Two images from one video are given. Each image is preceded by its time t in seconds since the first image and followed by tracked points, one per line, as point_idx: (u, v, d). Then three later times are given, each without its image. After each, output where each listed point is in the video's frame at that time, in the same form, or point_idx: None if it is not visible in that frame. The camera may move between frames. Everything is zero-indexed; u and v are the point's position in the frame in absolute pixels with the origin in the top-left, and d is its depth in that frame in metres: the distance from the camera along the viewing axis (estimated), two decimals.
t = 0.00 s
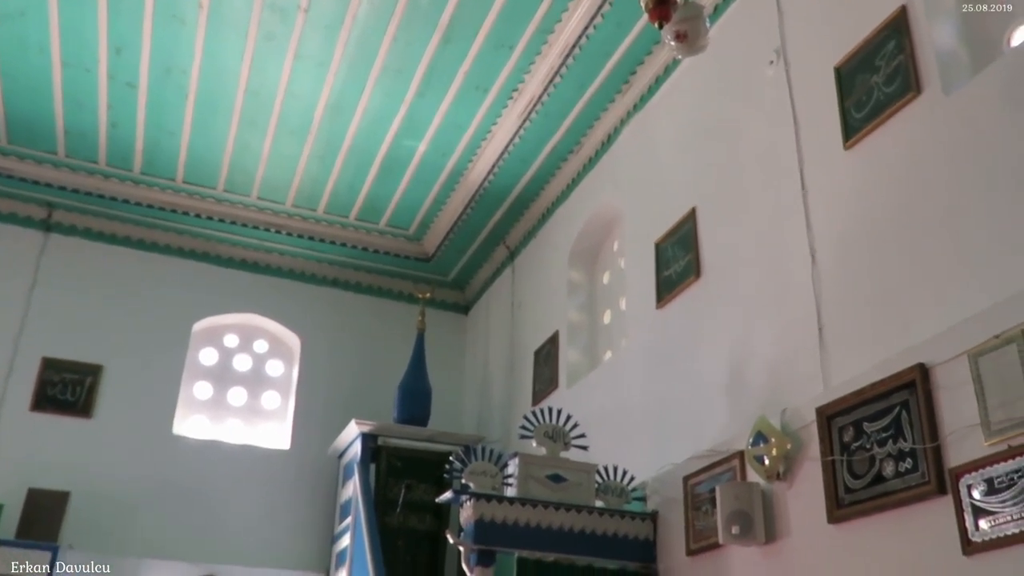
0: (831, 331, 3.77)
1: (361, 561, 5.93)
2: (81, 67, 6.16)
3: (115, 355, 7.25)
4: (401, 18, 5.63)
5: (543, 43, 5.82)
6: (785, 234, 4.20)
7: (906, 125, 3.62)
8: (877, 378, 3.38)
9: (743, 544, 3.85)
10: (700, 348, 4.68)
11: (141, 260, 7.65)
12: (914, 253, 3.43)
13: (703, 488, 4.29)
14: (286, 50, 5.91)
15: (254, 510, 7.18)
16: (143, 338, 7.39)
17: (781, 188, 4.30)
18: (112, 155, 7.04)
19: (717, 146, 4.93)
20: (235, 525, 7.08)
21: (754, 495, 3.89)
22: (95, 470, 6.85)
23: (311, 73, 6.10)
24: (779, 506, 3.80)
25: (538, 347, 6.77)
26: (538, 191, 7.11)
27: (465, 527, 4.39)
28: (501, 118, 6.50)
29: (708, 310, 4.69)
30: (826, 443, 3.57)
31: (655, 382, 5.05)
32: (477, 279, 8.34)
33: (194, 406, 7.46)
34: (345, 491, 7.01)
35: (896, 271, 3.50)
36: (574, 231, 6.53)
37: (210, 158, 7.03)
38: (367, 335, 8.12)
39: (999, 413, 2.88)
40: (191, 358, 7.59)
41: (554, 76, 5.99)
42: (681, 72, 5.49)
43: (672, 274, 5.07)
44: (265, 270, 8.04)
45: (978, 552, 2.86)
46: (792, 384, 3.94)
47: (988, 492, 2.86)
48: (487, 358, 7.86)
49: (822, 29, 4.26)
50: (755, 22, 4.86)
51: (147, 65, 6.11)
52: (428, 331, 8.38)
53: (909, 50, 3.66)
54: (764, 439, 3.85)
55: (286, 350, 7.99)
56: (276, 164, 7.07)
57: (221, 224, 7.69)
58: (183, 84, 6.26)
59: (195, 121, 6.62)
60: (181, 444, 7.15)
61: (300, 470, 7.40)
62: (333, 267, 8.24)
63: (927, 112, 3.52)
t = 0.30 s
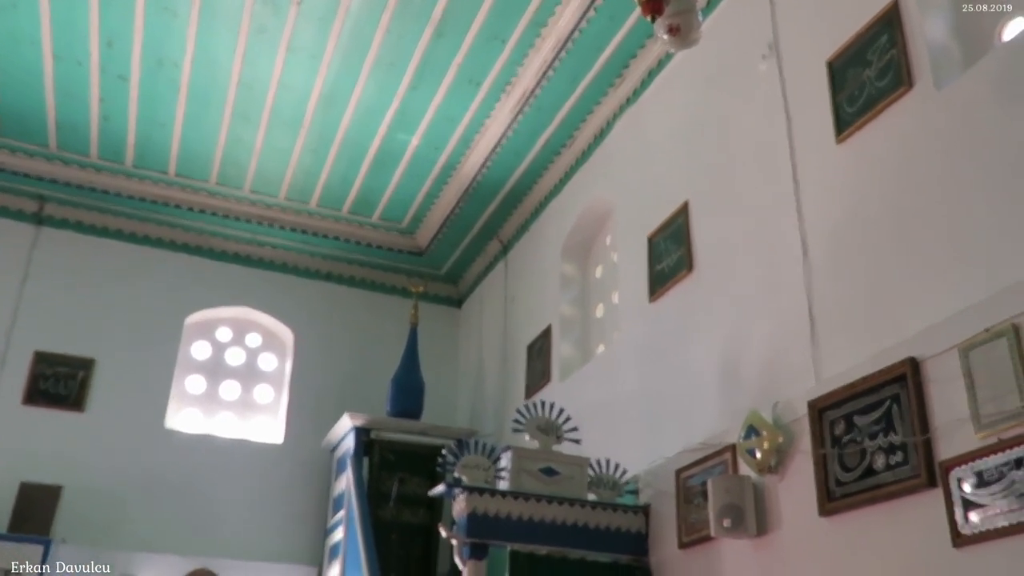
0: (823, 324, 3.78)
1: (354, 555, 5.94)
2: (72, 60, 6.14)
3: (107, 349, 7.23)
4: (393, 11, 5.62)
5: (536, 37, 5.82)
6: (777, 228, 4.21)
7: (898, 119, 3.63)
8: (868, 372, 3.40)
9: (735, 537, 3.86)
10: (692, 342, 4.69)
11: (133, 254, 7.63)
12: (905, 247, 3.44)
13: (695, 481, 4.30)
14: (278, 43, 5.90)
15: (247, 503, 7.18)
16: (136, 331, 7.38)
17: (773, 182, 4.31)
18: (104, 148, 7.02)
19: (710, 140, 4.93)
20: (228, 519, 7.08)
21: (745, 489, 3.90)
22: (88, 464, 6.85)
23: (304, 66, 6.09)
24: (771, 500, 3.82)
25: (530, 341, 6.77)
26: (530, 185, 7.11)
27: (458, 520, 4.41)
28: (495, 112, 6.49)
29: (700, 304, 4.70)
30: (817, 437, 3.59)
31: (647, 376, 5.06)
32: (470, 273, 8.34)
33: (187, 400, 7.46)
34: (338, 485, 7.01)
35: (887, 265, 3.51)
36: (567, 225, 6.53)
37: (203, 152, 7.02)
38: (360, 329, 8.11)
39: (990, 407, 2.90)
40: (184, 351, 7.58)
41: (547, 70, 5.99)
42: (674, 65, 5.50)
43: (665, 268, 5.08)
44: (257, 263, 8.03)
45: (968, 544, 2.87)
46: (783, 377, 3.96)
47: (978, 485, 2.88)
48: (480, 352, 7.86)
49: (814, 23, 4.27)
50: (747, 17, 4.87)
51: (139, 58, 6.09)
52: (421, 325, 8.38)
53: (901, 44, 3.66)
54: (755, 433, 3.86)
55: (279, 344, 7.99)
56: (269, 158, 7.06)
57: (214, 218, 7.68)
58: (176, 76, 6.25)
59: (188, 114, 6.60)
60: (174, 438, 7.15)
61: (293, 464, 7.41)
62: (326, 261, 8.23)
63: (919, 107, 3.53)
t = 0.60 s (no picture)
0: (814, 317, 3.79)
1: (347, 548, 5.94)
2: (62, 53, 6.10)
3: (99, 342, 7.21)
4: (385, 4, 5.60)
5: (528, 30, 5.80)
6: (769, 221, 4.22)
7: (890, 113, 3.63)
8: (860, 365, 3.41)
9: (727, 530, 3.87)
10: (685, 335, 4.70)
11: (124, 247, 7.61)
12: (897, 240, 3.45)
13: (687, 474, 4.31)
14: (270, 35, 5.87)
15: (239, 497, 7.17)
16: (128, 325, 7.36)
17: (765, 176, 4.32)
18: (94, 141, 6.99)
19: (702, 133, 4.93)
20: (220, 512, 7.08)
21: (738, 482, 3.92)
22: (80, 458, 6.83)
23: (295, 59, 6.07)
24: (763, 492, 3.83)
25: (523, 334, 6.78)
26: (523, 178, 7.11)
27: (450, 513, 4.38)
28: (487, 105, 6.48)
29: (692, 297, 4.70)
30: (809, 429, 3.60)
31: (639, 370, 5.07)
32: (462, 266, 8.34)
33: (179, 394, 7.44)
34: (331, 479, 7.01)
35: (879, 259, 3.52)
36: (560, 219, 6.53)
37: (194, 145, 7.00)
38: (353, 322, 8.10)
39: (980, 400, 2.91)
40: (176, 345, 7.56)
41: (540, 63, 5.98)
42: (666, 59, 5.49)
43: (658, 261, 5.08)
44: (249, 257, 8.01)
45: (958, 536, 2.89)
46: (775, 370, 3.97)
47: (968, 477, 2.89)
48: (473, 346, 7.86)
49: (807, 16, 4.27)
50: (740, 10, 4.87)
51: (130, 50, 6.06)
52: (414, 318, 8.37)
53: (893, 38, 3.66)
54: (747, 426, 3.87)
55: (271, 338, 7.97)
56: (260, 151, 7.03)
57: (205, 211, 7.65)
58: (167, 69, 6.22)
59: (179, 107, 6.57)
60: (166, 432, 7.14)
61: (285, 457, 7.40)
62: (318, 254, 8.21)
63: (910, 100, 3.54)
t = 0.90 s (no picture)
0: (806, 308, 3.80)
1: (341, 541, 5.94)
2: (51, 45, 6.07)
3: (90, 336, 7.19)
4: None
5: (520, 21, 5.79)
6: (762, 212, 4.22)
7: (882, 103, 3.63)
8: (851, 355, 3.41)
9: (719, 520, 3.88)
10: (677, 327, 4.70)
11: (115, 240, 7.58)
12: (889, 231, 3.45)
13: (680, 465, 4.32)
14: (260, 27, 5.85)
15: (233, 490, 7.17)
16: (119, 319, 7.33)
17: (757, 167, 4.32)
18: (84, 134, 6.95)
19: (694, 124, 4.93)
20: (214, 506, 7.07)
21: (731, 473, 3.91)
22: (72, 452, 6.82)
23: (286, 51, 6.04)
24: (756, 483, 3.84)
25: (516, 326, 6.78)
26: (515, 171, 7.10)
27: (444, 505, 4.39)
28: (479, 97, 6.47)
29: (685, 288, 4.70)
30: (801, 420, 3.60)
31: (632, 361, 5.08)
32: (455, 259, 8.33)
33: (171, 387, 7.42)
34: (324, 471, 7.01)
35: (871, 249, 3.52)
36: (552, 211, 6.52)
37: (185, 137, 6.97)
38: (346, 315, 8.09)
39: (971, 390, 2.92)
40: (168, 338, 7.55)
41: (532, 55, 5.96)
42: (658, 50, 5.49)
43: (650, 253, 5.08)
44: (241, 250, 7.99)
45: (950, 525, 2.90)
46: (768, 361, 3.97)
47: (960, 467, 2.90)
48: (466, 338, 7.86)
49: (798, 6, 4.26)
50: (732, 1, 4.87)
51: (120, 43, 6.03)
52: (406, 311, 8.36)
53: (885, 29, 3.66)
54: (740, 417, 3.88)
55: (263, 331, 7.96)
56: (252, 143, 7.01)
57: (197, 204, 7.63)
58: (157, 61, 6.19)
59: (169, 99, 6.55)
60: (159, 426, 7.13)
61: (278, 450, 7.39)
62: (310, 247, 8.19)
63: (902, 91, 3.54)
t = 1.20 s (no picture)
0: (798, 302, 3.81)
1: (333, 535, 5.94)
2: (41, 38, 6.04)
3: (81, 331, 7.17)
4: None
5: (512, 15, 5.78)
6: (753, 206, 4.22)
7: (874, 98, 3.64)
8: (842, 350, 3.43)
9: (711, 514, 3.89)
10: (669, 321, 4.71)
11: (106, 234, 7.55)
12: (880, 225, 3.46)
13: (672, 459, 4.33)
14: (252, 21, 5.82)
15: (225, 485, 7.16)
16: (111, 313, 7.31)
17: (749, 161, 4.33)
18: (75, 127, 6.92)
19: (687, 118, 4.93)
20: (205, 500, 7.07)
21: (722, 467, 3.92)
22: (63, 446, 6.80)
23: (277, 44, 6.03)
24: (747, 477, 3.85)
25: (508, 320, 6.78)
26: (507, 165, 7.09)
27: (436, 500, 4.39)
28: (471, 90, 6.46)
29: (677, 282, 4.71)
30: (792, 414, 3.61)
31: (624, 355, 5.08)
32: (447, 253, 8.33)
33: (162, 382, 7.41)
34: (316, 465, 7.00)
35: (862, 244, 3.53)
36: (545, 205, 6.52)
37: (177, 131, 6.95)
38: (338, 310, 8.08)
39: (961, 383, 2.93)
40: (159, 332, 7.53)
41: (524, 48, 5.95)
42: (651, 44, 5.49)
43: (642, 247, 5.08)
44: (232, 244, 7.97)
45: (939, 519, 2.91)
46: (759, 355, 3.98)
47: (949, 460, 2.91)
48: (458, 332, 7.86)
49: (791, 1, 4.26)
50: None
51: (110, 36, 6.00)
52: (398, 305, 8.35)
53: (876, 23, 3.67)
54: (731, 411, 3.89)
55: (255, 325, 7.94)
56: (243, 137, 6.99)
57: (188, 198, 7.60)
58: (148, 54, 6.16)
59: (160, 92, 6.52)
60: (150, 420, 7.11)
61: (270, 444, 7.39)
62: (302, 241, 8.18)
63: (893, 85, 3.55)
